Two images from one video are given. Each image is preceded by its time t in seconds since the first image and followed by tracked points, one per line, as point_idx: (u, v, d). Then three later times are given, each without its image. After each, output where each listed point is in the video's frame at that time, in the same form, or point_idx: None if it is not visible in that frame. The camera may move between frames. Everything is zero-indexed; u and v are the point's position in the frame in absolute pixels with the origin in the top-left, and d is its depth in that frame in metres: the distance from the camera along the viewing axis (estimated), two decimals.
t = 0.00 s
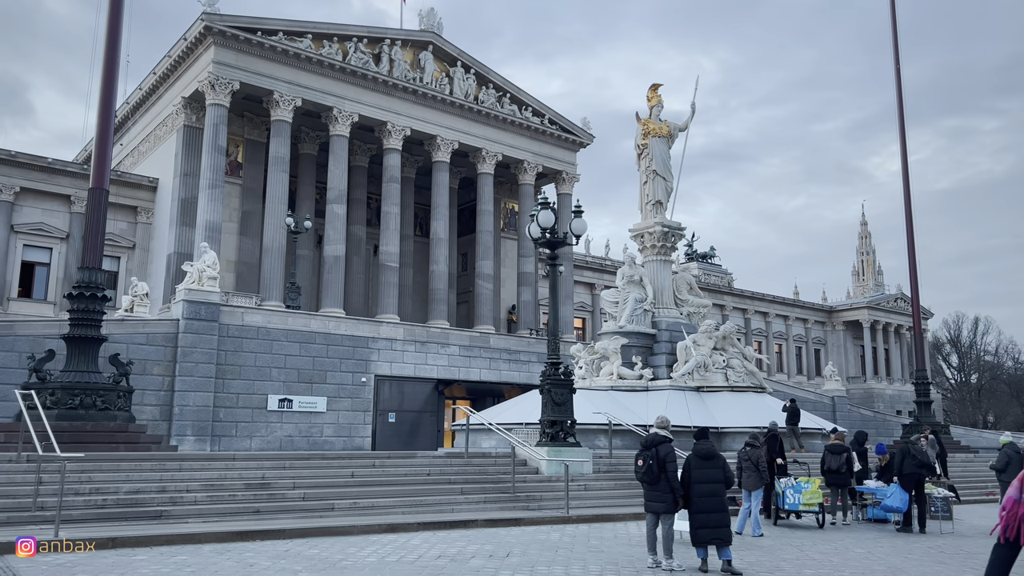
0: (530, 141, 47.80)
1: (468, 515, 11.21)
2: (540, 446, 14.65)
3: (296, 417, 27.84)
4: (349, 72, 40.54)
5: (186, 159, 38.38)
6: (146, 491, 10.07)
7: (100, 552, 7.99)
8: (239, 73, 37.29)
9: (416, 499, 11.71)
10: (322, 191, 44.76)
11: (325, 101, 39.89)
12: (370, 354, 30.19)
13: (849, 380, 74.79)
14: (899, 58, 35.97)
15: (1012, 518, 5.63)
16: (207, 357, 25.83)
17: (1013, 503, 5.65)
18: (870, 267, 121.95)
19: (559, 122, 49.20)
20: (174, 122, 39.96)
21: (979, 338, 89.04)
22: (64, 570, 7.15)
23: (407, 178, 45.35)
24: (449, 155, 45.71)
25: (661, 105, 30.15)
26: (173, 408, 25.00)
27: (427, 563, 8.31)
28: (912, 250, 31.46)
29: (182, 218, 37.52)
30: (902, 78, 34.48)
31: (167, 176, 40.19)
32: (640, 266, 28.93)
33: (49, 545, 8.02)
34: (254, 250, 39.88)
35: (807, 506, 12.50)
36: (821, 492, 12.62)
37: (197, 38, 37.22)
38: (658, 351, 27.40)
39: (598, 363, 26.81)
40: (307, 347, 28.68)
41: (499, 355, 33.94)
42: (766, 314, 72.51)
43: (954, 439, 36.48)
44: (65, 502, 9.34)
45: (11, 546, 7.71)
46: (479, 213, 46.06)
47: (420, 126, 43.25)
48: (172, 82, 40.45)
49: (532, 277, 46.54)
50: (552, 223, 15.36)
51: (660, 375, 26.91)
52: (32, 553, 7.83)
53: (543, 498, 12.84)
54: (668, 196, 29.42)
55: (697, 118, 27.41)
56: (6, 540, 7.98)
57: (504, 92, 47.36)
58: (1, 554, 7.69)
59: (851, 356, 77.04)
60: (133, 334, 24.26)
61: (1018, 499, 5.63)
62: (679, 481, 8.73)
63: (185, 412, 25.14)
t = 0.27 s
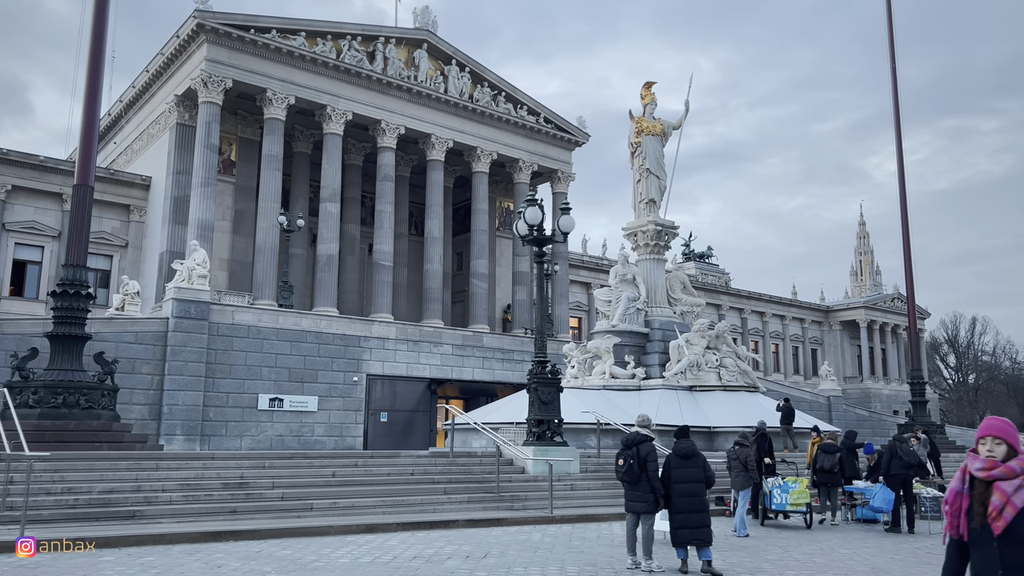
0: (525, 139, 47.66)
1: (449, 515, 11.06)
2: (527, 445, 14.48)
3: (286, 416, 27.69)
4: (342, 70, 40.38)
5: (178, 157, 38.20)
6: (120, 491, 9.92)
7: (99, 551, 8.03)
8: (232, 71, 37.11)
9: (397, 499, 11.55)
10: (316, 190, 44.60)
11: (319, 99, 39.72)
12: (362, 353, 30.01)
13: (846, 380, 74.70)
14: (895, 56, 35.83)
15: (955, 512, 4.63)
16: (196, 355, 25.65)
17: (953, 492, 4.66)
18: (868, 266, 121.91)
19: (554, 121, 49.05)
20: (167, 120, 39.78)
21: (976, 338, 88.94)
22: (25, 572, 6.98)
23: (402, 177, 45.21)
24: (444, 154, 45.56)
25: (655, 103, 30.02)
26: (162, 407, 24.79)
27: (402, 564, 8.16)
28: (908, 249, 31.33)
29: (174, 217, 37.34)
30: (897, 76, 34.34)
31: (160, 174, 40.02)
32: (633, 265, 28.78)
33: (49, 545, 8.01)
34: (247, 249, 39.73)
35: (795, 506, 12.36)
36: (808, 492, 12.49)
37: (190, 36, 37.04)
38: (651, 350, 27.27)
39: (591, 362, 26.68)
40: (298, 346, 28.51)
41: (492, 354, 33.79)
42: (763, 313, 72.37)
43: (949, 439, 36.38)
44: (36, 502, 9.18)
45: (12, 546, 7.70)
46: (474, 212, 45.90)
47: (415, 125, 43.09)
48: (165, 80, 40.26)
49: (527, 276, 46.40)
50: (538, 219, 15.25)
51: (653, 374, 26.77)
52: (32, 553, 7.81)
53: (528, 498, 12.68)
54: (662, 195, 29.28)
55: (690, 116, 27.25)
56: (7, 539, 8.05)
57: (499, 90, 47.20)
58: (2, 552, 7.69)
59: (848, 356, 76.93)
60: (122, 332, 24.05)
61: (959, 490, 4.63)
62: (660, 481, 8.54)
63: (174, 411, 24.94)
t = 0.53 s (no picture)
0: (519, 139, 47.51)
1: (429, 518, 10.90)
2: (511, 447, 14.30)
3: (275, 416, 27.54)
4: (334, 69, 40.19)
5: (170, 156, 38.01)
6: (92, 493, 9.78)
7: (99, 552, 8.08)
8: (223, 70, 36.92)
9: (376, 501, 11.39)
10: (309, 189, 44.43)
11: (311, 98, 39.54)
12: (352, 353, 29.83)
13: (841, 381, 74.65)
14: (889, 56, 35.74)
15: (879, 538, 4.17)
16: (184, 355, 25.45)
17: (875, 517, 4.19)
18: (865, 267, 121.88)
19: (548, 121, 48.91)
20: (158, 119, 39.58)
21: (972, 339, 88.88)
22: None
23: (395, 176, 45.07)
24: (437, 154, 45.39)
25: (647, 102, 29.86)
26: (149, 407, 24.59)
27: (374, 568, 8.00)
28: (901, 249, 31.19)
29: (165, 216, 37.14)
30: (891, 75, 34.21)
31: (151, 173, 39.82)
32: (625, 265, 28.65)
33: (49, 546, 8.17)
34: (239, 249, 39.53)
35: (779, 508, 12.28)
36: (794, 495, 12.40)
37: (181, 34, 36.84)
38: (642, 350, 27.16)
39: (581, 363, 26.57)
40: (287, 346, 28.34)
41: (484, 354, 33.64)
42: (758, 314, 72.24)
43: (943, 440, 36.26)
44: (5, 504, 9.03)
45: (13, 546, 7.91)
46: (468, 211, 45.74)
47: (408, 124, 42.92)
48: (157, 79, 40.07)
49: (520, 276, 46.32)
50: (523, 219, 15.10)
51: (644, 375, 26.64)
52: (32, 553, 8.02)
53: (510, 500, 12.53)
54: (654, 194, 29.13)
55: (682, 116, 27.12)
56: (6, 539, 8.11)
57: (493, 90, 47.04)
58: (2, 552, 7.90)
59: (843, 357, 76.86)
60: (109, 332, 23.85)
61: (881, 514, 4.15)
62: (638, 484, 8.41)
63: (162, 411, 24.75)
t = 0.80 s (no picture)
0: (511, 138, 47.39)
1: (404, 516, 10.79)
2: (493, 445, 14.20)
3: (262, 415, 27.39)
4: (324, 66, 40.02)
5: (158, 154, 37.82)
6: (60, 492, 9.66)
7: (110, 553, 8.07)
8: (211, 67, 36.72)
9: (353, 500, 11.28)
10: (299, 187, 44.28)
11: (301, 95, 39.39)
12: (340, 352, 29.69)
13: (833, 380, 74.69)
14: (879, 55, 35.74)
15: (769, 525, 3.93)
16: (170, 354, 25.27)
17: (764, 503, 3.95)
18: (859, 267, 122.02)
19: (540, 120, 48.80)
20: (147, 116, 39.37)
21: (965, 339, 89.03)
22: None
23: (386, 175, 44.93)
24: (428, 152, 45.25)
25: (636, 100, 29.79)
26: (134, 406, 24.39)
27: (341, 566, 7.89)
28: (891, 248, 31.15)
29: (154, 214, 36.95)
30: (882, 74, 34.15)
31: (140, 171, 39.63)
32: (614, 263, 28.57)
33: (49, 545, 8.09)
34: (228, 247, 39.36)
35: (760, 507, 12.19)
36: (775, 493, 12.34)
37: (170, 31, 36.66)
38: (631, 349, 27.08)
39: (570, 361, 26.48)
40: (275, 345, 28.20)
41: (474, 353, 33.53)
42: (751, 313, 72.23)
43: (933, 439, 36.27)
44: None
45: (14, 546, 7.75)
46: (459, 210, 45.63)
47: (399, 122, 42.76)
48: (146, 76, 39.89)
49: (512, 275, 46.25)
50: (507, 215, 14.99)
51: (632, 373, 26.56)
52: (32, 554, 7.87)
53: (490, 499, 12.42)
54: (643, 193, 29.07)
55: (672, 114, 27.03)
56: (14, 540, 8.16)
57: (484, 88, 46.92)
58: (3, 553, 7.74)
59: (836, 356, 76.91)
60: (93, 330, 23.67)
61: (770, 499, 3.90)
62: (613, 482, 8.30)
63: (147, 410, 24.58)
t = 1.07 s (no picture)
0: (503, 137, 47.21)
1: (381, 519, 10.62)
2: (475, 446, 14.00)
3: (249, 416, 27.18)
4: (315, 65, 39.80)
5: (147, 153, 37.55)
6: (27, 495, 9.44)
7: (94, 552, 8.03)
8: (201, 65, 36.47)
9: (329, 502, 11.10)
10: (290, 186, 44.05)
11: (291, 94, 39.17)
12: (329, 352, 29.48)
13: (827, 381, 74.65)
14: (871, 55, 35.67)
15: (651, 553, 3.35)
16: (156, 354, 25.02)
17: (647, 526, 3.40)
18: (854, 267, 122.07)
19: (533, 119, 48.64)
20: (136, 114, 39.09)
21: (959, 339, 89.03)
22: None
23: (377, 174, 44.74)
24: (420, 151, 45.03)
25: (627, 99, 29.64)
26: (118, 406, 24.11)
27: (308, 572, 7.69)
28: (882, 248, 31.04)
29: (142, 212, 36.68)
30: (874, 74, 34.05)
31: (129, 169, 39.34)
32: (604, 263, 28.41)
33: (49, 545, 8.23)
34: (217, 246, 39.11)
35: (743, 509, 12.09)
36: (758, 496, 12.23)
37: (159, 29, 36.40)
38: (620, 349, 26.92)
39: (559, 362, 26.32)
40: (262, 345, 27.99)
41: (464, 353, 33.37)
42: (744, 313, 72.13)
43: (924, 440, 36.20)
44: None
45: (14, 544, 7.96)
46: (451, 210, 45.42)
47: (390, 121, 42.56)
48: (135, 74, 39.59)
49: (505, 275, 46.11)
50: (490, 214, 14.79)
51: (622, 374, 26.41)
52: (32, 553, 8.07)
53: (470, 501, 12.24)
54: (634, 192, 28.93)
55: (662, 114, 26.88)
56: (6, 539, 8.16)
57: (477, 87, 46.74)
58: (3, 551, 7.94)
59: (830, 357, 76.88)
60: (77, 329, 23.42)
61: (654, 523, 3.33)
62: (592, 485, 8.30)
63: (132, 410, 24.33)
